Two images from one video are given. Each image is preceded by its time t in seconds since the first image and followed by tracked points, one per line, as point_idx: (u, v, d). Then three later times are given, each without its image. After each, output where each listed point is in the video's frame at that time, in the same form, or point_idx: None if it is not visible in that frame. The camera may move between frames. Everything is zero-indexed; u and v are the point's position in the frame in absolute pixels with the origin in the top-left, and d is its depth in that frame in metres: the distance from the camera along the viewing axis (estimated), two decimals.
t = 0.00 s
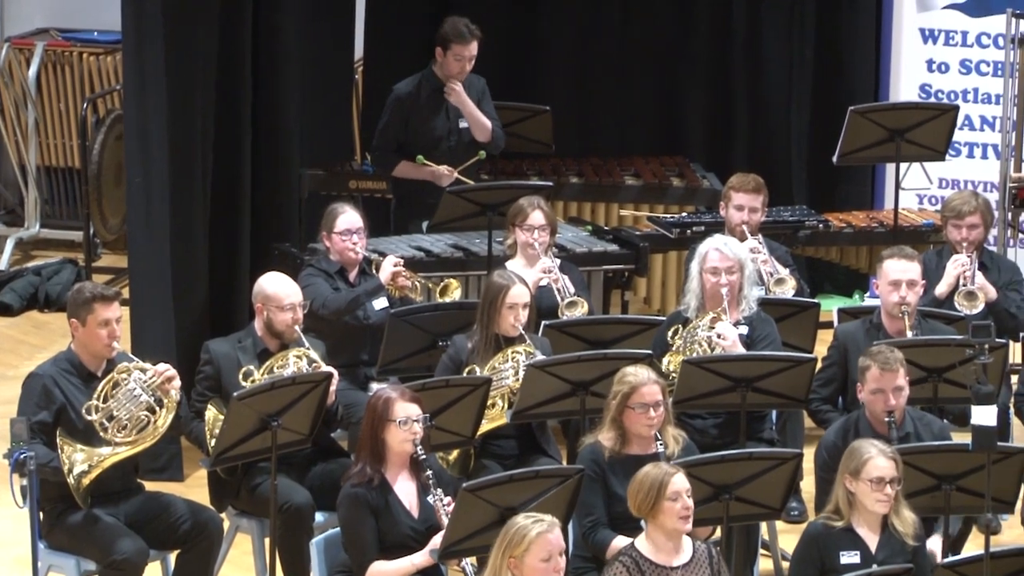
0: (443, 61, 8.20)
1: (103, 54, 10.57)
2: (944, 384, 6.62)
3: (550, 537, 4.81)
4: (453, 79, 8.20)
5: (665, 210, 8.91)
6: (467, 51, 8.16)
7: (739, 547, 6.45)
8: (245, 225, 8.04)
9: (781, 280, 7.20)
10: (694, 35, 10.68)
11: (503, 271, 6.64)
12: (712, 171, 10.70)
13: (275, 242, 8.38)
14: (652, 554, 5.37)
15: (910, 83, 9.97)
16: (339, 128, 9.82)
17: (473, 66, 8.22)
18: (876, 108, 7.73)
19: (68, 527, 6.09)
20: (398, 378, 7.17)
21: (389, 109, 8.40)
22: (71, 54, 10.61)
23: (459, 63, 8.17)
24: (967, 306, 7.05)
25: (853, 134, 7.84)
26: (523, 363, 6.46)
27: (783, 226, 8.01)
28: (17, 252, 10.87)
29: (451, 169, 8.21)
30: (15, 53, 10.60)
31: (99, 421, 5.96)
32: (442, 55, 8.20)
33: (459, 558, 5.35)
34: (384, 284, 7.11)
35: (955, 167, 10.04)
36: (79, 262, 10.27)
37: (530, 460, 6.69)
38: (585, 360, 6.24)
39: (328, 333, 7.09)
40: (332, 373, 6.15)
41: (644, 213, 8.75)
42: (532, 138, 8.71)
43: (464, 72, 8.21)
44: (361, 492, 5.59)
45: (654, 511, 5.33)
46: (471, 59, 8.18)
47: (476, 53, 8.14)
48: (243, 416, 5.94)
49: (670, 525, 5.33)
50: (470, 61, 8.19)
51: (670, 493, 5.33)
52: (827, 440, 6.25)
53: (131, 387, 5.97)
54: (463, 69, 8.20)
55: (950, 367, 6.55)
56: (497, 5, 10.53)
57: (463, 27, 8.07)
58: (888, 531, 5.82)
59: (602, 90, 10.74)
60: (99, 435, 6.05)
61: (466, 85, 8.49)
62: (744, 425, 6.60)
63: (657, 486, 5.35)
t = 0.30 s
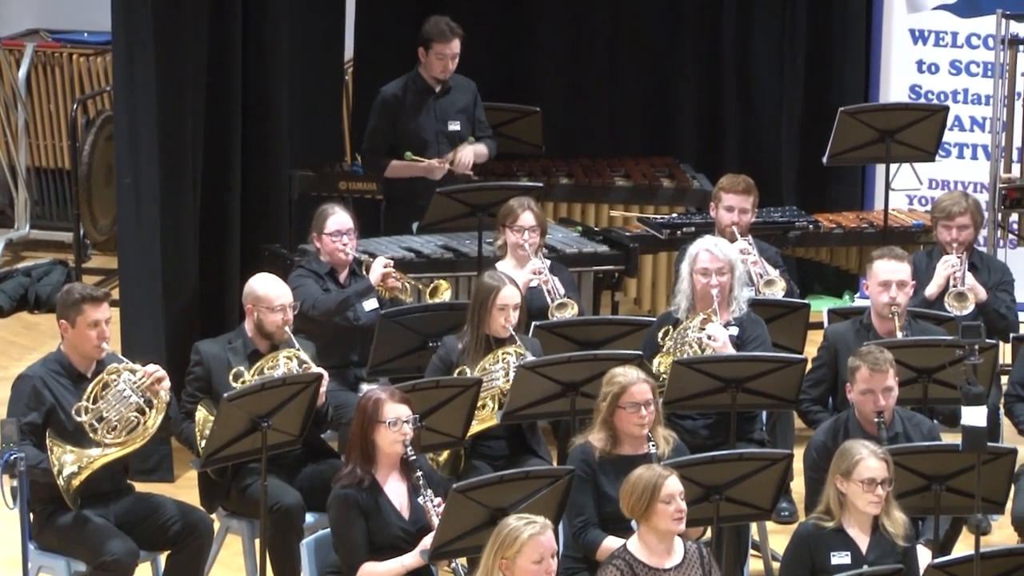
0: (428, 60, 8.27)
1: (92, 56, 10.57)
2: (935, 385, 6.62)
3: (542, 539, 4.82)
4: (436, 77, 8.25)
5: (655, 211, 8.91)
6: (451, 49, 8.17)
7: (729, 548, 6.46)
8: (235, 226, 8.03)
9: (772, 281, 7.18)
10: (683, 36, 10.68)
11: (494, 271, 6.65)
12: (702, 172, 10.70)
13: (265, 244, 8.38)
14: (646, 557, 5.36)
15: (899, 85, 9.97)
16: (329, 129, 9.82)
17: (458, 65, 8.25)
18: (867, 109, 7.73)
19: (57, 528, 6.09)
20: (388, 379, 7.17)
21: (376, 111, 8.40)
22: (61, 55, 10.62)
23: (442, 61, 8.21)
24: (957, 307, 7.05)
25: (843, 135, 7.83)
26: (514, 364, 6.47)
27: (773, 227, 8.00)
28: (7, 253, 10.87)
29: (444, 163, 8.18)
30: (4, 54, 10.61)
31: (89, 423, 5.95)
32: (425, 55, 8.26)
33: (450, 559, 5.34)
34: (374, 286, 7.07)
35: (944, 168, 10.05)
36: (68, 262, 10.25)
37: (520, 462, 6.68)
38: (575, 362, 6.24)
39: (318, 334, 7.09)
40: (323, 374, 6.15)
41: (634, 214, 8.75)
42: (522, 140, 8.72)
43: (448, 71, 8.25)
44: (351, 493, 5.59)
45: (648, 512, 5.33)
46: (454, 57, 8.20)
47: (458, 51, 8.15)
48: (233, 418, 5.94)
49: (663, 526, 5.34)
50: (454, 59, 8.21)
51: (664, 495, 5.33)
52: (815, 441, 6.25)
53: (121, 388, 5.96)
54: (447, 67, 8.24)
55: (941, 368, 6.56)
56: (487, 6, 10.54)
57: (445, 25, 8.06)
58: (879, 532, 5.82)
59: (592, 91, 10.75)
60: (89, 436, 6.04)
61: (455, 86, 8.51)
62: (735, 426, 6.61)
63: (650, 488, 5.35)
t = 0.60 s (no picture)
0: (419, 58, 8.26)
1: (88, 54, 10.56)
2: (930, 383, 6.65)
3: (539, 538, 4.82)
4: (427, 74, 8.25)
5: (651, 209, 8.91)
6: (440, 46, 8.17)
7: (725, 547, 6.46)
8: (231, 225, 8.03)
9: (767, 279, 7.19)
10: (679, 34, 10.68)
11: (490, 270, 6.65)
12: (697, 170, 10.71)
13: (261, 242, 8.37)
14: (642, 557, 5.37)
15: (895, 83, 10.01)
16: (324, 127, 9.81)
17: (449, 61, 8.25)
18: (862, 108, 7.73)
19: (53, 526, 6.09)
20: (384, 378, 7.17)
21: (370, 109, 8.43)
22: (57, 54, 10.60)
23: (432, 58, 8.20)
24: (952, 306, 7.03)
25: (839, 133, 7.82)
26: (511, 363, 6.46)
27: (769, 226, 7.99)
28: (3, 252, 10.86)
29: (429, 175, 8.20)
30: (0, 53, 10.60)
31: (85, 421, 5.95)
32: (415, 53, 8.24)
33: (446, 557, 5.35)
34: (370, 284, 7.12)
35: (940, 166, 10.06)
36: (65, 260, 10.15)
37: (517, 461, 6.68)
38: (571, 360, 6.24)
39: (314, 333, 7.08)
40: (318, 373, 6.14)
41: (629, 212, 8.75)
42: (519, 139, 8.72)
43: (438, 68, 8.25)
44: (347, 492, 5.59)
45: (644, 512, 5.33)
46: (444, 54, 8.20)
47: (449, 48, 8.15)
48: (229, 416, 5.94)
49: (659, 525, 5.34)
50: (445, 55, 8.22)
51: (659, 494, 5.33)
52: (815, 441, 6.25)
53: (117, 386, 5.97)
54: (438, 65, 8.24)
55: (936, 366, 6.57)
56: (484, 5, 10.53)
57: (434, 23, 8.05)
58: (875, 531, 5.84)
59: (588, 90, 10.75)
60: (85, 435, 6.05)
61: (448, 85, 8.52)
62: (731, 424, 6.61)
63: (646, 488, 5.35)
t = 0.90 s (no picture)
0: (416, 55, 8.17)
1: (82, 50, 10.50)
2: (933, 382, 6.66)
3: (539, 540, 4.74)
4: (424, 72, 8.15)
5: (651, 207, 8.84)
6: (438, 44, 8.09)
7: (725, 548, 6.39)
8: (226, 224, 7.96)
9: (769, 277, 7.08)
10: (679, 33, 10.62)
11: (489, 268, 6.56)
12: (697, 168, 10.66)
13: (256, 240, 8.31)
14: (640, 559, 5.30)
15: (898, 79, 10.01)
16: (320, 125, 9.73)
17: (447, 60, 8.15)
18: (865, 104, 7.66)
19: (46, 527, 6.02)
20: (381, 377, 7.10)
21: (364, 103, 8.40)
22: (50, 49, 10.54)
23: (430, 57, 8.12)
24: (955, 305, 6.94)
25: (841, 130, 7.74)
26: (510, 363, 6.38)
27: (770, 223, 7.91)
28: None
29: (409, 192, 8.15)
30: None
31: (79, 419, 5.88)
32: (412, 50, 8.15)
33: (443, 559, 5.26)
34: (367, 282, 7.04)
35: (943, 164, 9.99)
36: (57, 258, 10.11)
37: (516, 461, 6.61)
38: (570, 359, 6.17)
39: (310, 332, 7.01)
40: (315, 372, 6.07)
41: (629, 210, 8.68)
42: (518, 137, 8.65)
43: (436, 66, 8.15)
44: (343, 493, 5.51)
45: (643, 514, 5.26)
46: (442, 52, 8.12)
47: (446, 46, 8.07)
48: (225, 415, 5.87)
49: (659, 527, 5.26)
50: (443, 54, 8.13)
51: (660, 496, 5.26)
52: (824, 435, 6.26)
53: (111, 384, 5.89)
54: (436, 63, 8.15)
55: (939, 365, 6.56)
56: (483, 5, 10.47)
57: (433, 20, 7.96)
58: (877, 531, 5.78)
59: (587, 90, 10.69)
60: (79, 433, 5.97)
61: (448, 82, 8.43)
62: (731, 424, 6.55)
63: (646, 489, 5.27)
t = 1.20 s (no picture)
0: (407, 52, 7.91)
1: (59, 41, 10.21)
2: (945, 386, 6.45)
3: (537, 551, 4.48)
4: (414, 71, 7.89)
5: (651, 204, 8.58)
6: (429, 43, 7.82)
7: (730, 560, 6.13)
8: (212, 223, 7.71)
9: (773, 277, 6.81)
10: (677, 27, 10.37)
11: (483, 268, 6.31)
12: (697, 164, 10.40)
13: (242, 239, 8.04)
14: (642, 571, 5.03)
15: (908, 70, 9.63)
16: (309, 122, 9.47)
17: (438, 58, 7.89)
18: (873, 97, 7.40)
19: (23, 537, 5.75)
20: (371, 381, 6.83)
21: (351, 97, 8.13)
22: (26, 40, 10.24)
23: (420, 56, 7.85)
24: (968, 308, 6.66)
25: (848, 124, 7.49)
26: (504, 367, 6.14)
27: (775, 220, 7.66)
28: None
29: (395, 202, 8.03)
30: None
31: (57, 426, 5.61)
32: (402, 48, 7.89)
33: (435, 570, 5.00)
34: (356, 282, 6.80)
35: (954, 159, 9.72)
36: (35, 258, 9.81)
37: (511, 468, 6.34)
38: (568, 362, 5.91)
39: (297, 334, 6.74)
40: (302, 376, 5.81)
41: (628, 207, 8.42)
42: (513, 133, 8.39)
43: (426, 65, 7.89)
44: (332, 501, 5.25)
45: (644, 524, 5.00)
46: (433, 52, 7.85)
47: (438, 46, 7.79)
48: (208, 421, 5.60)
49: (660, 538, 5.01)
50: (434, 52, 7.86)
51: (661, 506, 5.00)
52: (836, 438, 6.16)
53: (91, 390, 5.63)
54: (426, 62, 7.89)
55: (952, 368, 6.36)
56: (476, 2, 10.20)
57: (424, 17, 7.70)
58: (887, 541, 5.51)
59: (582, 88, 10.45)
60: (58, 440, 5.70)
61: (442, 76, 8.15)
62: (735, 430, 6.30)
63: (647, 498, 5.01)
